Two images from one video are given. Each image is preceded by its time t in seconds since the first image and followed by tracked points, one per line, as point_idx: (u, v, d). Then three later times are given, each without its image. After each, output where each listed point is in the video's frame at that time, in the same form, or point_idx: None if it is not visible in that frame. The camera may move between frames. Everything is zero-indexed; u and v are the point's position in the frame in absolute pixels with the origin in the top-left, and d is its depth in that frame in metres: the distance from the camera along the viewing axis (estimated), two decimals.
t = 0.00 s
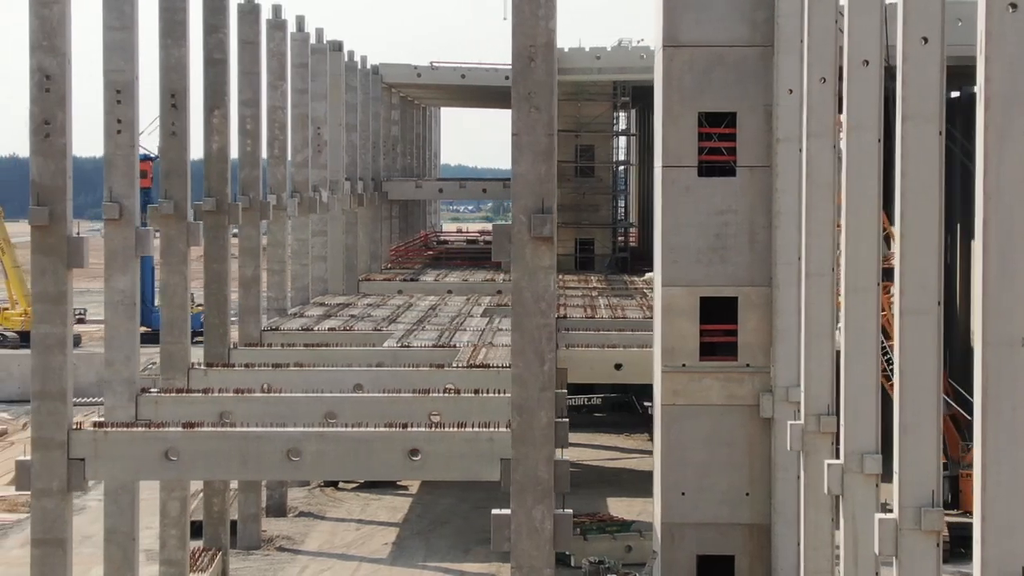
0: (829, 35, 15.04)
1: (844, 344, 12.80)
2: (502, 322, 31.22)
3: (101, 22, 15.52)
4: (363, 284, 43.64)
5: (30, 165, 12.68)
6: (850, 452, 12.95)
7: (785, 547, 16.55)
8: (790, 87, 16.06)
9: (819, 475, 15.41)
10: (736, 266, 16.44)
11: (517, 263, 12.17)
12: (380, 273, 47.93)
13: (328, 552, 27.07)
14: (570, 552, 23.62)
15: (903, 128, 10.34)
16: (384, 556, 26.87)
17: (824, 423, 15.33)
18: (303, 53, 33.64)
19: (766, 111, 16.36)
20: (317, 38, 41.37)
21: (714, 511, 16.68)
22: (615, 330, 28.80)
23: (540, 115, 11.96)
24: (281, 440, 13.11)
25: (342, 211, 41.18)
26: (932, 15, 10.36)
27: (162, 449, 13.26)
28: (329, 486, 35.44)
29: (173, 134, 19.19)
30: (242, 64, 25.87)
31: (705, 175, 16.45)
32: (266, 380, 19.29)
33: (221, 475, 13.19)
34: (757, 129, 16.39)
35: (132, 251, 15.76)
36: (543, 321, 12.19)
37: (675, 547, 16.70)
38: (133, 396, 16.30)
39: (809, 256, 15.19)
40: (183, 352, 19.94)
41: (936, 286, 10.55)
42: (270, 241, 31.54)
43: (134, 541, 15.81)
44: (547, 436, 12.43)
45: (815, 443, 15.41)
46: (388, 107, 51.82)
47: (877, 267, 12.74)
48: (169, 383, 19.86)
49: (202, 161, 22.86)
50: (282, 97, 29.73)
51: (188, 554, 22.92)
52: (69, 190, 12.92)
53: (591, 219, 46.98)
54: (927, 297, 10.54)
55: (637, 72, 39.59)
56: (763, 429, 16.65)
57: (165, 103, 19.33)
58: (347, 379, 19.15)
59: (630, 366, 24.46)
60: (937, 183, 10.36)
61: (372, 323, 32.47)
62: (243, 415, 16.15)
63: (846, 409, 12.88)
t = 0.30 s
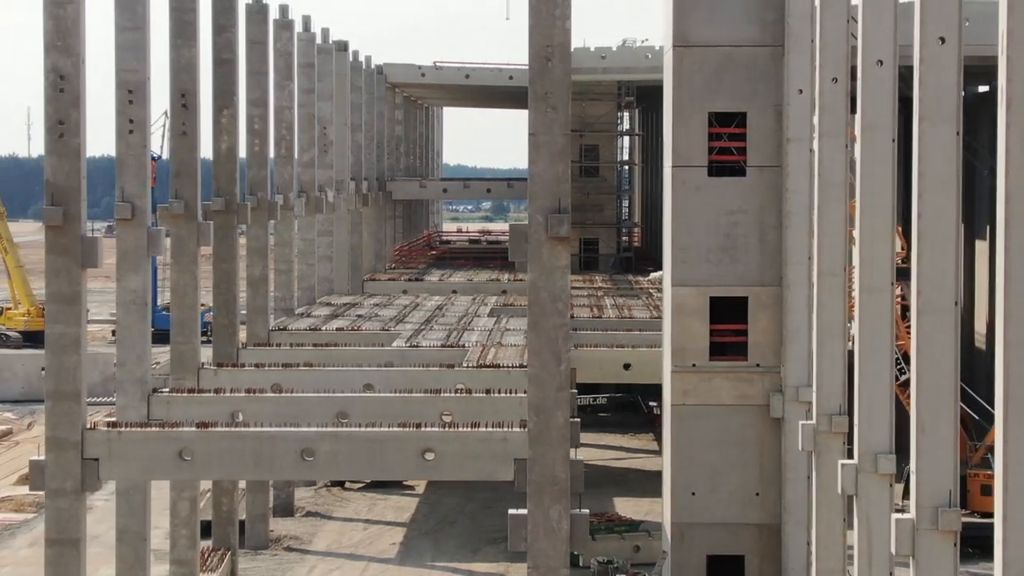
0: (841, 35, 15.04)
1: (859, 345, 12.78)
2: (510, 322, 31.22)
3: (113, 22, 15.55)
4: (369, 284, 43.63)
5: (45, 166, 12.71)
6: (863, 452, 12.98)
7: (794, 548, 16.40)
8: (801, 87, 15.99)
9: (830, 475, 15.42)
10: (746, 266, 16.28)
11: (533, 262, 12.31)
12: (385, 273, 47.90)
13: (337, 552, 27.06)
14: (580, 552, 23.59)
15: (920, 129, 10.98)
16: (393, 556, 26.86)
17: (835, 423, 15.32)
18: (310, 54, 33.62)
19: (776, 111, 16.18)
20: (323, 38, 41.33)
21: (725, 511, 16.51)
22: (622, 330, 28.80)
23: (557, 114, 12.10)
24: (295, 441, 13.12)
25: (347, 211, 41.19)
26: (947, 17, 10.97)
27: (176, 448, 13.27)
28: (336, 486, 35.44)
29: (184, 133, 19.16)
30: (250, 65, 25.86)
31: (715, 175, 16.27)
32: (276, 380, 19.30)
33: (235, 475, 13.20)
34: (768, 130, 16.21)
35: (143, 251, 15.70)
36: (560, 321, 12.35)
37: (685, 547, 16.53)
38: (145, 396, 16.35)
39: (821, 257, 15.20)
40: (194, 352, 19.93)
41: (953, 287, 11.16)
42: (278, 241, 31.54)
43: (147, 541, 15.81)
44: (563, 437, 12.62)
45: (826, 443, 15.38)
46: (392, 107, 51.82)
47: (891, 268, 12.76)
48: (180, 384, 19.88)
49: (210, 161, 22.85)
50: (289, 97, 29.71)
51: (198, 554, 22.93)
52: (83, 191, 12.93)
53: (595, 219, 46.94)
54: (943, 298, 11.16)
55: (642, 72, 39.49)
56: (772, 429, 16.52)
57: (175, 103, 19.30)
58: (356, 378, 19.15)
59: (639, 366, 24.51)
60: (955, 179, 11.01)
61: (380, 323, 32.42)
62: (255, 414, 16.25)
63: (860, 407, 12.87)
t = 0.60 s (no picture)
0: (852, 35, 15.11)
1: (873, 346, 12.79)
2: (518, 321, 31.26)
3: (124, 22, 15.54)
4: (373, 284, 43.62)
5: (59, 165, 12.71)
6: (878, 453, 12.97)
7: (804, 548, 16.29)
8: (810, 87, 15.88)
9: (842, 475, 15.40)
10: (756, 266, 16.19)
11: (550, 263, 12.41)
12: (389, 272, 47.91)
13: (344, 552, 27.06)
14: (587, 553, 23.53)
15: (938, 127, 11.53)
16: (401, 556, 26.86)
17: (847, 423, 15.25)
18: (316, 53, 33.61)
19: (786, 111, 16.09)
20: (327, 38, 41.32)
21: (734, 511, 16.44)
22: (628, 330, 28.80)
23: (574, 114, 12.19)
24: (310, 441, 13.11)
25: (352, 211, 41.19)
26: (963, 18, 11.53)
27: (189, 448, 13.26)
28: (343, 485, 35.44)
29: (194, 133, 19.13)
30: (258, 64, 25.85)
31: (725, 175, 16.17)
32: (286, 380, 19.33)
33: (249, 475, 13.20)
34: (778, 130, 16.12)
35: (155, 251, 15.74)
36: (577, 322, 12.43)
37: (695, 547, 16.48)
38: (157, 395, 16.39)
39: (833, 257, 15.23)
40: (204, 352, 19.94)
41: (970, 287, 11.66)
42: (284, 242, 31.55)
43: (158, 540, 15.81)
44: (580, 437, 12.65)
45: (838, 442, 15.35)
46: (396, 107, 51.82)
47: (905, 268, 12.77)
48: (190, 384, 19.91)
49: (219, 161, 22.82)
50: (295, 97, 29.73)
51: (208, 553, 22.92)
52: (97, 190, 12.91)
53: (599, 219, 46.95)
54: (961, 296, 11.65)
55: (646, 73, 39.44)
56: (781, 429, 16.44)
57: (184, 103, 19.30)
58: (367, 378, 19.18)
59: (647, 366, 24.46)
60: (971, 179, 11.54)
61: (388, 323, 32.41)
62: (267, 414, 16.33)
63: (875, 407, 12.86)
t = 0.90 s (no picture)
0: (865, 36, 15.05)
1: (887, 345, 12.80)
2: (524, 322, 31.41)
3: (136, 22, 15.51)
4: (378, 284, 43.62)
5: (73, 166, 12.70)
6: (891, 453, 12.96)
7: (815, 548, 15.91)
8: (822, 87, 15.54)
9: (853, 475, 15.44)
10: (766, 266, 15.83)
11: (566, 262, 12.45)
12: (393, 272, 47.91)
13: (352, 552, 27.04)
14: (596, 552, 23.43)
15: (955, 127, 11.61)
16: (409, 556, 26.84)
17: (859, 423, 15.29)
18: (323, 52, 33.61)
19: (796, 109, 15.75)
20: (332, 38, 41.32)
21: (745, 510, 16.01)
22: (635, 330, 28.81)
23: (591, 114, 12.23)
24: (323, 440, 13.13)
25: (357, 211, 41.19)
26: (982, 18, 11.58)
27: (203, 447, 13.29)
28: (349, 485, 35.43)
29: (204, 133, 19.00)
30: (265, 63, 25.84)
31: (735, 175, 15.79)
32: (296, 379, 19.35)
33: (263, 474, 13.21)
34: (788, 130, 15.78)
35: (167, 251, 15.70)
36: (594, 322, 12.46)
37: (705, 546, 16.03)
38: (169, 394, 16.38)
39: (845, 258, 15.19)
40: (213, 352, 19.92)
41: (987, 288, 11.75)
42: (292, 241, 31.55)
43: (170, 540, 15.80)
44: (597, 437, 12.66)
45: (850, 442, 15.40)
46: (400, 107, 51.83)
47: (920, 267, 12.76)
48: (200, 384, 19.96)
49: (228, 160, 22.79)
50: (302, 97, 29.74)
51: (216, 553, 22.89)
52: (111, 190, 12.92)
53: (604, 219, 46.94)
54: (979, 297, 11.74)
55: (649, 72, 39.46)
56: (792, 429, 16.03)
57: (195, 102, 19.20)
58: (376, 378, 19.19)
59: (656, 365, 24.45)
60: (987, 179, 11.67)
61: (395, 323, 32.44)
62: (278, 413, 16.36)
63: (889, 407, 12.87)
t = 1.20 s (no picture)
0: (877, 36, 15.05)
1: (901, 345, 12.79)
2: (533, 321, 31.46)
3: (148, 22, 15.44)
4: (383, 283, 43.62)
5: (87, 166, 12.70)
6: (906, 453, 12.99)
7: (826, 547, 15.66)
8: (831, 85, 15.29)
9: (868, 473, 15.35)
10: (777, 265, 15.60)
11: (583, 263, 12.48)
12: (398, 272, 47.94)
13: (360, 552, 27.04)
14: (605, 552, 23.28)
15: (974, 127, 11.91)
16: (417, 556, 26.84)
17: (872, 422, 15.34)
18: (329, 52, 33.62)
19: (807, 109, 15.52)
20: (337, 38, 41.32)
21: (755, 510, 15.74)
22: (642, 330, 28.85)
23: (609, 113, 12.28)
24: (339, 440, 13.18)
25: (362, 212, 41.20)
26: (1000, 19, 11.90)
27: (218, 447, 13.36)
28: (356, 485, 35.43)
29: (215, 134, 18.98)
30: (274, 64, 25.83)
31: (745, 174, 15.57)
32: (306, 380, 19.42)
33: (279, 474, 13.26)
34: (800, 129, 15.56)
35: (178, 250, 15.70)
36: (611, 323, 12.49)
37: (715, 547, 15.75)
38: (182, 395, 16.42)
39: (858, 258, 15.20)
40: (224, 352, 19.89)
41: (1003, 288, 12.06)
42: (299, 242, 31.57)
43: (183, 539, 15.80)
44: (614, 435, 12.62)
45: (863, 442, 15.41)
46: (404, 107, 51.87)
47: (934, 268, 12.74)
48: (209, 383, 19.96)
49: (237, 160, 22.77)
50: (310, 98, 29.75)
51: (226, 553, 22.89)
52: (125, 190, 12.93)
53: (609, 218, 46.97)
54: (995, 296, 12.05)
55: (653, 71, 39.41)
56: (803, 430, 15.76)
57: (205, 103, 19.10)
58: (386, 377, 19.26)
59: (665, 365, 24.46)
60: (1004, 179, 11.96)
61: (403, 323, 32.51)
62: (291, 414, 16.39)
63: (903, 406, 12.86)
